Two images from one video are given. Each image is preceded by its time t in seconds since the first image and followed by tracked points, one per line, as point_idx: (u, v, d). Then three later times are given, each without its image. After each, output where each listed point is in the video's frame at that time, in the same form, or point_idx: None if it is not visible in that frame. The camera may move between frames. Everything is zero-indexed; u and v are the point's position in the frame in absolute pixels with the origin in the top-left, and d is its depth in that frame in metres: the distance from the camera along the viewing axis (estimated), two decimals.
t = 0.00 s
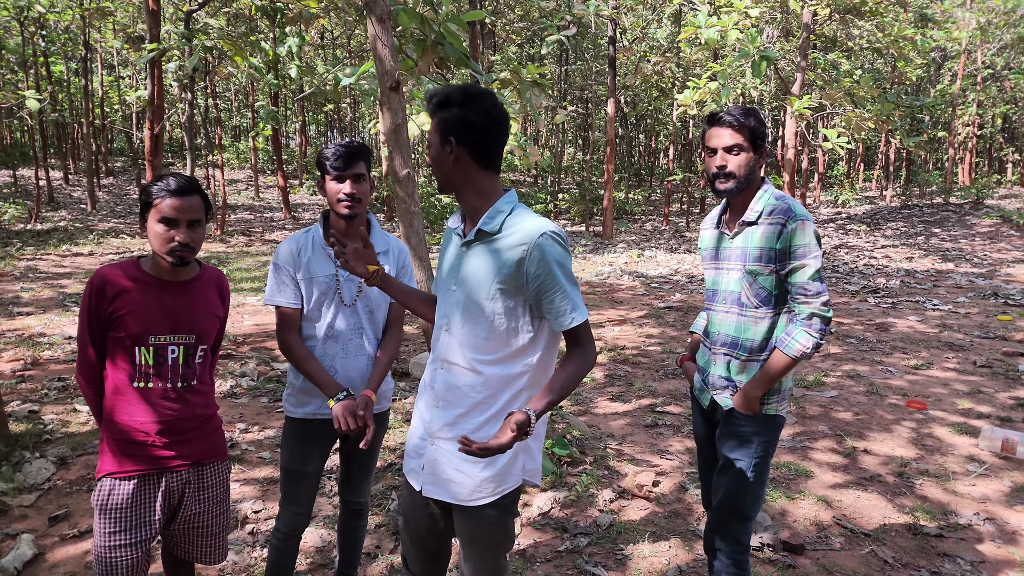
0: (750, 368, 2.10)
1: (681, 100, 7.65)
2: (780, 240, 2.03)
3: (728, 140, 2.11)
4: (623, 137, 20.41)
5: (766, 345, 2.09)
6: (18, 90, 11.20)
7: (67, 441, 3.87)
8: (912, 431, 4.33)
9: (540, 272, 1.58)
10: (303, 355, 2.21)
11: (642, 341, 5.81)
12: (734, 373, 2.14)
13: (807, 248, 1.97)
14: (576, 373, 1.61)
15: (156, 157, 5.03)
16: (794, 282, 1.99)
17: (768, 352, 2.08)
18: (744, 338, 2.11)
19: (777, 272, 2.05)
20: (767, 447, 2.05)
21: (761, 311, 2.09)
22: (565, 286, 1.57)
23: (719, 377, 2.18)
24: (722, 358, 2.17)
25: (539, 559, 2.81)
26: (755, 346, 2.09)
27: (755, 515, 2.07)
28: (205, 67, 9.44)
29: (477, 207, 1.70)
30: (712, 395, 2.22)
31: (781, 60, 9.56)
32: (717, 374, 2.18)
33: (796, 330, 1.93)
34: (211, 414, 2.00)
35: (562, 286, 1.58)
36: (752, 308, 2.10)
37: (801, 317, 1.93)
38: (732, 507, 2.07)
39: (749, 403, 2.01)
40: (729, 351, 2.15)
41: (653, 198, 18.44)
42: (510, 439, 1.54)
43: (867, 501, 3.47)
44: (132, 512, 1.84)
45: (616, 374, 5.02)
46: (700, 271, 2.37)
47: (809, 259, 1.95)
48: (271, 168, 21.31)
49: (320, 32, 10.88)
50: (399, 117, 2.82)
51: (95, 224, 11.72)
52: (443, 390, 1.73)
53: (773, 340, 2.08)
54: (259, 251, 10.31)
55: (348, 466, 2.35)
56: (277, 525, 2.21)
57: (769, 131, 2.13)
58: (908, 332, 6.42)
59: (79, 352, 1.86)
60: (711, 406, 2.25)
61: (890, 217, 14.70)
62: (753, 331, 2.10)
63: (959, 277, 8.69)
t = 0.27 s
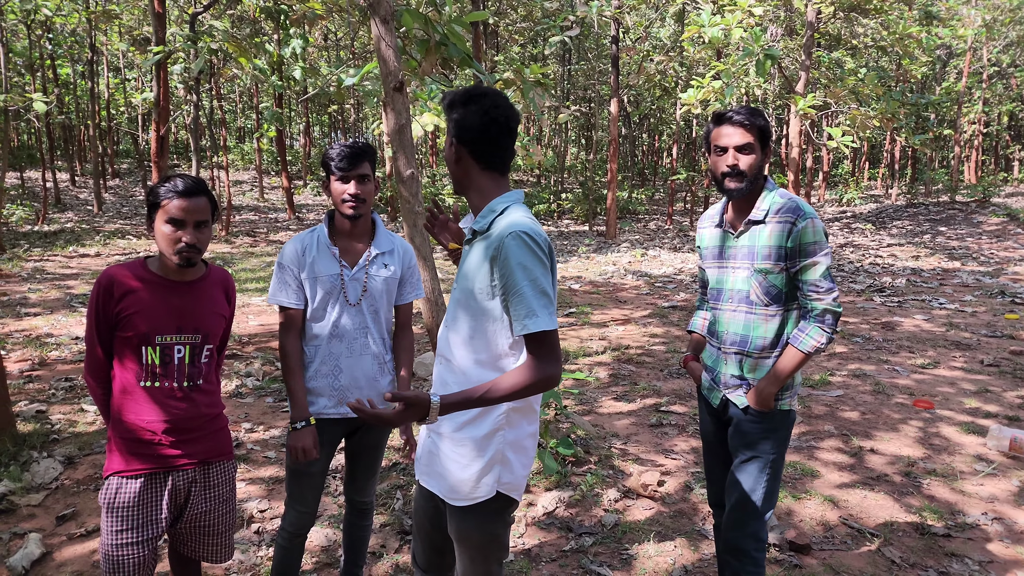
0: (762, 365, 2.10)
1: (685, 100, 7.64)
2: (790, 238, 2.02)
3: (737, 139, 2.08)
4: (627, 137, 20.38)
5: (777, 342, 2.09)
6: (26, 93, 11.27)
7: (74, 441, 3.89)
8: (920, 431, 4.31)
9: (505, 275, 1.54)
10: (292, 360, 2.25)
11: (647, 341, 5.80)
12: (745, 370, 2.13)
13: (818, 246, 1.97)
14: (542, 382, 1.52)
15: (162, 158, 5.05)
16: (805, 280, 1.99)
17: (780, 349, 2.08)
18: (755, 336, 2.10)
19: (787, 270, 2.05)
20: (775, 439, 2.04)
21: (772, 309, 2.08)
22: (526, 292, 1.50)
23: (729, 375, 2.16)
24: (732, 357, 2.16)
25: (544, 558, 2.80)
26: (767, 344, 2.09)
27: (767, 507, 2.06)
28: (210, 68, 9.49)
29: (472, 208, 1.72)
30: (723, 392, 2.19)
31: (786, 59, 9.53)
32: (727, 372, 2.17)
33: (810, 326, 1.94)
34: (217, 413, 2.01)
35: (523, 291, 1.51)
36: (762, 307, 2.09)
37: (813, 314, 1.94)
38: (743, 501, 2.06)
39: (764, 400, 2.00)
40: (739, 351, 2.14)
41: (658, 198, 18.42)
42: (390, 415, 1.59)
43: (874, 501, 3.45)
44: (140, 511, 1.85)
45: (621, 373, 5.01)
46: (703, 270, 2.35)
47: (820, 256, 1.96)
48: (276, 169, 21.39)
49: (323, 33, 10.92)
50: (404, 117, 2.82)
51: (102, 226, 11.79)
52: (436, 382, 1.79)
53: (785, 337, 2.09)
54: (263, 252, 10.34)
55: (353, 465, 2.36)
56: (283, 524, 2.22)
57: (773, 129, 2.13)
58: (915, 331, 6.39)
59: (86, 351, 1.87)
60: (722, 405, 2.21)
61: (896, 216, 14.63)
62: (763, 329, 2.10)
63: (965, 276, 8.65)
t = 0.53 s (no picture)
0: (776, 366, 2.05)
1: (687, 100, 7.64)
2: (802, 237, 2.01)
3: (746, 138, 2.05)
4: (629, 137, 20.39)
5: (789, 341, 2.06)
6: (29, 95, 11.31)
7: (78, 443, 3.90)
8: (924, 430, 4.30)
9: (503, 272, 1.54)
10: (271, 356, 2.29)
11: (650, 341, 5.80)
12: (757, 370, 2.08)
13: (829, 244, 1.96)
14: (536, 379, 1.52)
15: (166, 160, 5.06)
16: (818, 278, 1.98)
17: (792, 348, 2.05)
18: (766, 336, 2.07)
19: (798, 269, 2.03)
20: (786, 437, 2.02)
21: (783, 309, 2.05)
22: (523, 292, 1.50)
23: (740, 376, 2.11)
24: (743, 358, 2.11)
25: (548, 560, 2.80)
26: (779, 344, 2.05)
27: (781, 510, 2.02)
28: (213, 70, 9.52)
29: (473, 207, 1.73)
30: (734, 394, 2.13)
31: (788, 58, 9.53)
32: (739, 373, 2.11)
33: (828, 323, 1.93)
34: (221, 415, 2.00)
35: (522, 290, 1.51)
36: (773, 306, 2.06)
37: (828, 313, 1.92)
38: (757, 506, 2.02)
39: (782, 397, 1.97)
40: (753, 351, 2.09)
41: (659, 198, 18.41)
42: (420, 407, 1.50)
43: (880, 501, 3.44)
44: (145, 512, 1.85)
45: (624, 373, 5.01)
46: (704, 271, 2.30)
47: (833, 255, 1.95)
48: (278, 171, 21.42)
49: (326, 35, 10.94)
50: (407, 118, 2.82)
51: (105, 228, 11.81)
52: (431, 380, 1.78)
53: (797, 336, 2.05)
54: (266, 253, 10.35)
55: (357, 467, 2.36)
56: (288, 526, 2.22)
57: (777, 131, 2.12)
58: (918, 330, 6.38)
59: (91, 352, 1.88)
60: (732, 407, 2.14)
61: (899, 215, 14.60)
62: (775, 329, 2.06)
63: (969, 275, 8.62)
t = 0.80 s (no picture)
0: (783, 374, 2.05)
1: (689, 101, 7.64)
2: (813, 241, 1.98)
3: (759, 138, 2.02)
4: (630, 138, 20.39)
5: (796, 348, 2.05)
6: (32, 96, 11.33)
7: (80, 442, 3.90)
8: (926, 432, 4.29)
9: (548, 263, 1.56)
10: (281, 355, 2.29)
11: (652, 342, 5.80)
12: (763, 378, 2.08)
13: (841, 250, 1.94)
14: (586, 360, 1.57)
15: (169, 160, 5.07)
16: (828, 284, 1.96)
17: (800, 355, 2.04)
18: (772, 342, 2.06)
19: (809, 273, 2.01)
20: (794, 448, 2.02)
21: (790, 314, 2.04)
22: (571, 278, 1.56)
23: (746, 384, 2.10)
24: (750, 364, 2.11)
25: (550, 560, 2.80)
26: (786, 351, 2.04)
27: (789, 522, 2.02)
28: (216, 71, 9.52)
29: (476, 203, 1.70)
30: (740, 402, 2.11)
31: (790, 59, 9.53)
32: (745, 381, 2.11)
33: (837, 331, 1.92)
34: (225, 415, 2.01)
35: (570, 278, 1.55)
36: (780, 311, 2.05)
37: (834, 320, 1.92)
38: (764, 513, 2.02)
39: (790, 409, 1.96)
40: (759, 358, 2.09)
41: (661, 199, 18.42)
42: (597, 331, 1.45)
43: (882, 502, 3.44)
44: (148, 513, 1.85)
45: (626, 374, 5.01)
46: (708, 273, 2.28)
47: (843, 261, 1.92)
48: (281, 172, 21.46)
49: (328, 36, 10.95)
50: (410, 119, 2.82)
51: (107, 228, 11.82)
52: (444, 384, 1.71)
53: (804, 342, 2.04)
54: (268, 254, 10.36)
55: (360, 467, 2.36)
56: (291, 526, 2.22)
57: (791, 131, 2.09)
58: (921, 332, 6.37)
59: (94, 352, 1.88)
60: (738, 416, 2.12)
61: (901, 217, 14.59)
62: (782, 334, 2.05)
63: (971, 277, 8.61)
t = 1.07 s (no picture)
0: (797, 384, 2.05)
1: (692, 101, 7.63)
2: (832, 246, 1.98)
3: (785, 140, 1.99)
4: (633, 139, 20.37)
5: (809, 357, 2.04)
6: (37, 98, 11.38)
7: (86, 443, 3.92)
8: (931, 433, 4.28)
9: (564, 258, 1.74)
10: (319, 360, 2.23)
11: (655, 343, 5.80)
12: (775, 387, 2.08)
13: (863, 256, 1.93)
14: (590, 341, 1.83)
15: (173, 162, 5.09)
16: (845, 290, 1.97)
17: (814, 363, 2.03)
18: (786, 348, 2.07)
19: (827, 280, 2.00)
20: (798, 468, 2.00)
21: (806, 320, 2.04)
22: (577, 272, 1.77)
23: (758, 393, 2.10)
24: (762, 371, 2.11)
25: (554, 561, 2.80)
26: (799, 358, 2.04)
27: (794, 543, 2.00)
28: (220, 72, 9.54)
29: (482, 206, 1.69)
30: (752, 413, 2.10)
31: (793, 59, 9.51)
32: (758, 390, 2.10)
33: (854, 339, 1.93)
34: (231, 415, 2.02)
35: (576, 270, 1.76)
36: (795, 317, 2.06)
37: (853, 327, 1.90)
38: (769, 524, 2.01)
39: (805, 420, 1.95)
40: (772, 365, 2.09)
41: (664, 200, 18.40)
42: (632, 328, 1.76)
43: (887, 503, 3.43)
44: (155, 515, 1.85)
45: (630, 375, 5.01)
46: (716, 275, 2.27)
47: (863, 267, 1.91)
48: (284, 173, 21.53)
49: (331, 37, 10.97)
50: (413, 120, 2.82)
51: (112, 229, 11.87)
52: (469, 390, 1.67)
53: (817, 350, 2.04)
54: (272, 255, 10.39)
55: (366, 467, 2.37)
56: (297, 526, 2.23)
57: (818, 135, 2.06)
58: (925, 333, 6.35)
59: (104, 354, 1.89)
60: (750, 429, 2.11)
61: (905, 217, 14.53)
62: (795, 341, 2.05)
63: (976, 277, 8.58)
